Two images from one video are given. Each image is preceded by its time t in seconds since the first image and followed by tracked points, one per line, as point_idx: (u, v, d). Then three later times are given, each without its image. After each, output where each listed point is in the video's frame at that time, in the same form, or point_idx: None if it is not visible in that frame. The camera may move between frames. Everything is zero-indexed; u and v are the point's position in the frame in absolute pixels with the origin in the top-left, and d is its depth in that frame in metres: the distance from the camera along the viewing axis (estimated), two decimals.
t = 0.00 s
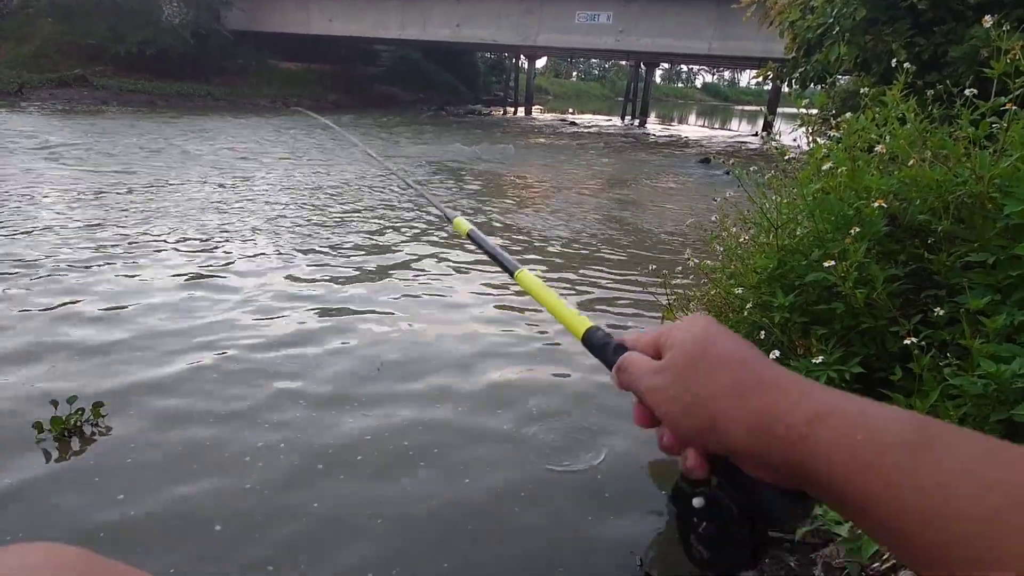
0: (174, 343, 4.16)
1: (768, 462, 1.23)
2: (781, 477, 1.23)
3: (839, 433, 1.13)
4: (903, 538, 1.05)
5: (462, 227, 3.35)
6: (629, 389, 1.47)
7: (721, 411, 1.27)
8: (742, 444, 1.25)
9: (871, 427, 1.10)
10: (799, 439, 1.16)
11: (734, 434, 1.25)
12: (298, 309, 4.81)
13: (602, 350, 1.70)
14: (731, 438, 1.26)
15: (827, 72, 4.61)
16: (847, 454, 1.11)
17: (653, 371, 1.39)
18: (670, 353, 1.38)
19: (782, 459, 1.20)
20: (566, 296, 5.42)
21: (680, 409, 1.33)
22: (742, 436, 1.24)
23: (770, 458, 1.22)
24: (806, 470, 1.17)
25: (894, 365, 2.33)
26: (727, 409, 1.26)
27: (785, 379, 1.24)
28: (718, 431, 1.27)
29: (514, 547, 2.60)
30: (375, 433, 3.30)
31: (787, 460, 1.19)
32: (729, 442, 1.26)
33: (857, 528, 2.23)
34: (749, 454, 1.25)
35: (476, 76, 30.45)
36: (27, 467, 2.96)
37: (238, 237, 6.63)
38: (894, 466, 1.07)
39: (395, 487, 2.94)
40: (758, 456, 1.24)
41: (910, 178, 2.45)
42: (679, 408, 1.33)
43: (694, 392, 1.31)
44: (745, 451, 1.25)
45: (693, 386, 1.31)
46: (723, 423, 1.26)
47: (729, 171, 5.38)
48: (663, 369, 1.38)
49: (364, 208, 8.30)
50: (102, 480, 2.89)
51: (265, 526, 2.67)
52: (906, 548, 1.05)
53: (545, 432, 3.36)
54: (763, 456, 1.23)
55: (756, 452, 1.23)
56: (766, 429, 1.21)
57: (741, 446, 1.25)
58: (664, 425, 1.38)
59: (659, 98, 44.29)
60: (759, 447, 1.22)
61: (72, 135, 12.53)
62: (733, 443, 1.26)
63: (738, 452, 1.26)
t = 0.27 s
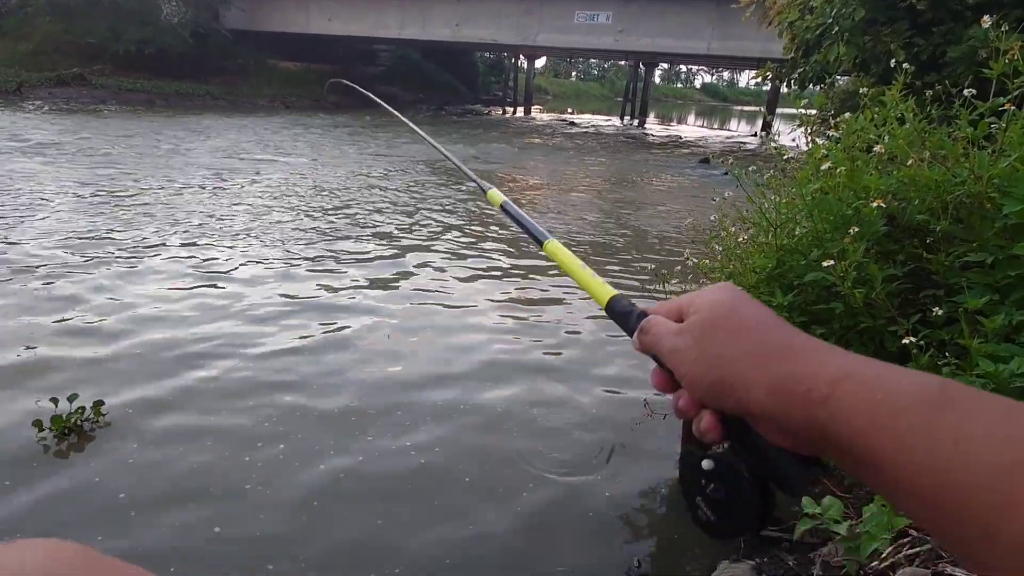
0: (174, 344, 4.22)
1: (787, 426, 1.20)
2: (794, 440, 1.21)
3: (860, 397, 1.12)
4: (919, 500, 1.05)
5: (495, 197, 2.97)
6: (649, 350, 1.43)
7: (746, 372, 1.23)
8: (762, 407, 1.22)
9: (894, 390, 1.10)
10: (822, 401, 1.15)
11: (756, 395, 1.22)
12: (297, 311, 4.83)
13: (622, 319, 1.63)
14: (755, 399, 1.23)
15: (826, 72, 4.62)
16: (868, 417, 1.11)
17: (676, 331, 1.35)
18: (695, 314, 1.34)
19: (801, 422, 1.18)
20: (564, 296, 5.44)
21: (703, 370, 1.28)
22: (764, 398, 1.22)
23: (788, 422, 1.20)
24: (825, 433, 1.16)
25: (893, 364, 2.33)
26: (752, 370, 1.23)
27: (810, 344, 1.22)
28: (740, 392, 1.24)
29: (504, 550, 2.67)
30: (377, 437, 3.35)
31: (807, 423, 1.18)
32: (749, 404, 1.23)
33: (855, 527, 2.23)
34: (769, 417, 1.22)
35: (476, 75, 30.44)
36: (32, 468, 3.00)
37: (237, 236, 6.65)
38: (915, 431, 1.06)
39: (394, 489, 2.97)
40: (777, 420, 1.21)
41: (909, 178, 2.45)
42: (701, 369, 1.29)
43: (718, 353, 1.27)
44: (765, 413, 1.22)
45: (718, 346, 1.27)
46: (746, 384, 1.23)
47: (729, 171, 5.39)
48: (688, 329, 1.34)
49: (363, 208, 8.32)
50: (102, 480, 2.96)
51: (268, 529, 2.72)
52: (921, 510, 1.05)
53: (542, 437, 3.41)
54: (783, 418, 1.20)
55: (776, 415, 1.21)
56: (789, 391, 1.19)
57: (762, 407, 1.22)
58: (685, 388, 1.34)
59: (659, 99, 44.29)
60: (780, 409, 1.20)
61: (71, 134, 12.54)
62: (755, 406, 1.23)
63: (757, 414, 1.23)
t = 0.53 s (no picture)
0: (173, 341, 4.18)
1: (794, 418, 1.20)
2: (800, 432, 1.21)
3: (868, 391, 1.12)
4: (926, 493, 1.05)
5: (496, 187, 2.95)
6: (654, 343, 1.43)
7: (752, 363, 1.23)
8: (769, 399, 1.21)
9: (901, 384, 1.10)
10: (828, 393, 1.15)
11: (762, 387, 1.22)
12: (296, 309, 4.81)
13: (626, 312, 1.65)
14: (762, 390, 1.22)
15: (824, 72, 4.62)
16: (875, 410, 1.10)
17: (682, 323, 1.35)
18: (701, 306, 1.33)
19: (808, 413, 1.18)
20: (564, 295, 5.43)
21: (708, 362, 1.28)
22: (770, 390, 1.21)
23: (794, 413, 1.20)
24: (831, 425, 1.15)
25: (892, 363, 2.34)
26: (758, 361, 1.22)
27: (817, 337, 1.22)
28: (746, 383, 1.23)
29: (512, 548, 2.63)
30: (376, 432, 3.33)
31: (811, 415, 1.18)
32: (756, 395, 1.23)
33: (854, 526, 2.26)
34: (775, 409, 1.22)
35: (475, 75, 30.44)
36: (29, 467, 2.95)
37: (236, 235, 6.62)
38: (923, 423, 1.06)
39: (393, 486, 2.96)
40: (784, 412, 1.21)
41: (908, 177, 2.45)
42: (707, 360, 1.28)
43: (724, 344, 1.27)
44: (771, 405, 1.22)
45: (724, 338, 1.27)
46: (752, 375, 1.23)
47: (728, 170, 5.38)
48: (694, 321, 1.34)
49: (362, 207, 8.30)
50: (101, 479, 2.90)
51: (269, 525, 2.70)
52: (928, 502, 1.05)
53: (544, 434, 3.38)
54: (789, 410, 1.20)
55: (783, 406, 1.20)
56: (795, 383, 1.19)
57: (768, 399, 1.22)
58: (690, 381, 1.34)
59: (658, 99, 44.33)
60: (787, 401, 1.20)
61: (69, 133, 12.49)
62: (762, 398, 1.22)
63: (763, 406, 1.23)
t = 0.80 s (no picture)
0: (173, 344, 4.22)
1: (800, 425, 1.17)
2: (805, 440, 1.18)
3: (870, 394, 1.10)
4: (928, 496, 1.03)
5: (501, 203, 2.94)
6: (657, 351, 1.38)
7: (758, 370, 1.19)
8: (776, 406, 1.18)
9: (905, 388, 1.09)
10: (834, 398, 1.12)
11: (768, 394, 1.18)
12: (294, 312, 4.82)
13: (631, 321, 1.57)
14: (768, 398, 1.18)
15: (823, 73, 4.61)
16: (880, 414, 1.08)
17: (687, 330, 1.31)
18: (706, 312, 1.30)
19: (813, 420, 1.15)
20: (562, 297, 5.44)
21: (714, 369, 1.24)
22: (776, 397, 1.17)
23: (800, 420, 1.16)
24: (837, 431, 1.12)
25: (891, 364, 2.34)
26: (764, 368, 1.19)
27: (820, 341, 1.19)
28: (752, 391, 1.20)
29: (507, 551, 2.68)
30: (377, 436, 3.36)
31: (815, 420, 1.15)
32: (762, 403, 1.19)
33: (852, 526, 2.26)
34: (781, 417, 1.18)
35: (474, 76, 30.45)
36: (32, 472, 2.99)
37: (234, 236, 6.61)
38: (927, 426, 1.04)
39: (391, 491, 2.98)
40: (790, 419, 1.17)
41: (905, 178, 2.46)
42: (713, 368, 1.24)
43: (730, 351, 1.23)
44: (777, 412, 1.18)
45: (730, 345, 1.23)
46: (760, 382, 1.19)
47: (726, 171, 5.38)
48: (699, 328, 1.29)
49: (361, 208, 8.29)
50: (103, 482, 2.95)
51: (271, 529, 2.73)
52: (930, 506, 1.03)
53: (539, 436, 3.43)
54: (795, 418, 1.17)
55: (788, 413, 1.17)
56: (801, 390, 1.16)
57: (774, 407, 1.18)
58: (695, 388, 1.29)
59: (657, 100, 44.37)
60: (792, 408, 1.16)
61: (67, 134, 12.49)
62: (768, 406, 1.19)
63: (769, 414, 1.19)
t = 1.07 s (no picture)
0: (171, 346, 4.24)
1: (818, 430, 1.16)
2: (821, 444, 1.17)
3: (887, 396, 1.10)
4: (941, 497, 1.04)
5: (518, 207, 2.91)
6: (675, 354, 1.36)
7: (778, 375, 1.18)
8: (794, 411, 1.17)
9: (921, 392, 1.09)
10: (853, 403, 1.12)
11: (788, 399, 1.17)
12: (291, 314, 4.82)
13: (649, 326, 1.56)
14: (787, 403, 1.17)
15: (820, 74, 4.63)
16: (895, 416, 1.09)
17: (705, 334, 1.29)
18: (726, 316, 1.28)
19: (831, 425, 1.14)
20: (560, 299, 5.45)
21: (734, 374, 1.22)
22: (795, 402, 1.17)
23: (817, 425, 1.16)
24: (854, 436, 1.12)
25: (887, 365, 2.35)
26: (783, 372, 1.18)
27: (839, 346, 1.18)
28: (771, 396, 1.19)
29: (503, 551, 2.71)
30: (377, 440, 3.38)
31: (833, 422, 1.14)
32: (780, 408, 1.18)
33: (849, 526, 2.30)
34: (798, 422, 1.18)
35: (473, 77, 30.46)
36: (31, 474, 3.01)
37: (232, 237, 6.62)
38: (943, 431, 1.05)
39: (390, 493, 3.01)
40: (810, 423, 1.16)
41: (903, 180, 2.45)
42: (732, 372, 1.22)
43: (749, 356, 1.21)
44: (795, 417, 1.17)
45: (750, 349, 1.22)
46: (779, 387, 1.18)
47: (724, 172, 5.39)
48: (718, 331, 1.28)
49: (359, 209, 8.30)
50: (103, 483, 2.99)
51: (269, 530, 2.75)
52: (943, 506, 1.04)
53: (535, 438, 3.46)
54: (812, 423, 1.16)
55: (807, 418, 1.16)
56: (821, 395, 1.15)
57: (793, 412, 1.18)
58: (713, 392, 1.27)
59: (655, 101, 44.43)
60: (811, 412, 1.16)
61: (65, 134, 12.49)
62: (787, 411, 1.18)
63: (787, 419, 1.19)
